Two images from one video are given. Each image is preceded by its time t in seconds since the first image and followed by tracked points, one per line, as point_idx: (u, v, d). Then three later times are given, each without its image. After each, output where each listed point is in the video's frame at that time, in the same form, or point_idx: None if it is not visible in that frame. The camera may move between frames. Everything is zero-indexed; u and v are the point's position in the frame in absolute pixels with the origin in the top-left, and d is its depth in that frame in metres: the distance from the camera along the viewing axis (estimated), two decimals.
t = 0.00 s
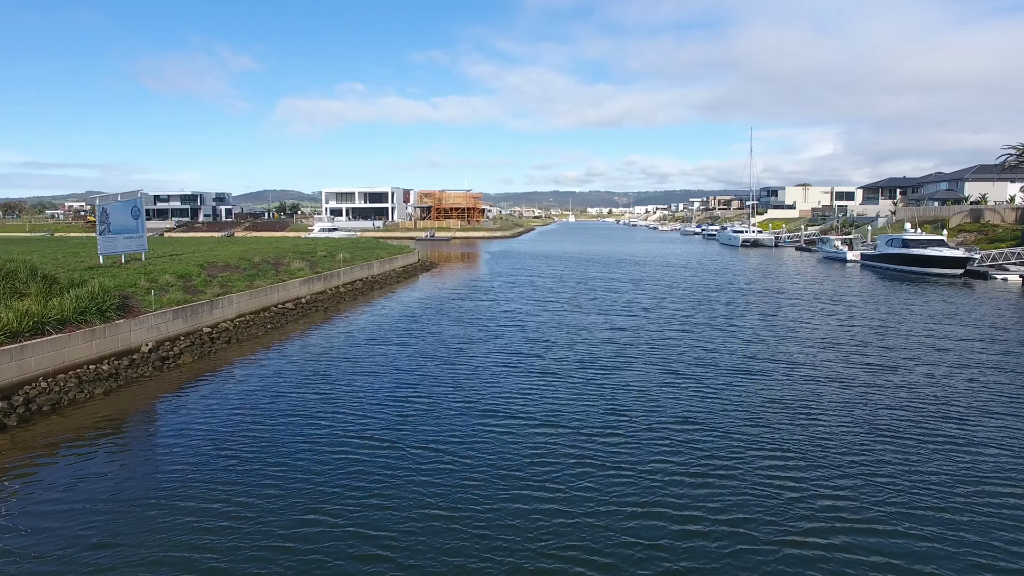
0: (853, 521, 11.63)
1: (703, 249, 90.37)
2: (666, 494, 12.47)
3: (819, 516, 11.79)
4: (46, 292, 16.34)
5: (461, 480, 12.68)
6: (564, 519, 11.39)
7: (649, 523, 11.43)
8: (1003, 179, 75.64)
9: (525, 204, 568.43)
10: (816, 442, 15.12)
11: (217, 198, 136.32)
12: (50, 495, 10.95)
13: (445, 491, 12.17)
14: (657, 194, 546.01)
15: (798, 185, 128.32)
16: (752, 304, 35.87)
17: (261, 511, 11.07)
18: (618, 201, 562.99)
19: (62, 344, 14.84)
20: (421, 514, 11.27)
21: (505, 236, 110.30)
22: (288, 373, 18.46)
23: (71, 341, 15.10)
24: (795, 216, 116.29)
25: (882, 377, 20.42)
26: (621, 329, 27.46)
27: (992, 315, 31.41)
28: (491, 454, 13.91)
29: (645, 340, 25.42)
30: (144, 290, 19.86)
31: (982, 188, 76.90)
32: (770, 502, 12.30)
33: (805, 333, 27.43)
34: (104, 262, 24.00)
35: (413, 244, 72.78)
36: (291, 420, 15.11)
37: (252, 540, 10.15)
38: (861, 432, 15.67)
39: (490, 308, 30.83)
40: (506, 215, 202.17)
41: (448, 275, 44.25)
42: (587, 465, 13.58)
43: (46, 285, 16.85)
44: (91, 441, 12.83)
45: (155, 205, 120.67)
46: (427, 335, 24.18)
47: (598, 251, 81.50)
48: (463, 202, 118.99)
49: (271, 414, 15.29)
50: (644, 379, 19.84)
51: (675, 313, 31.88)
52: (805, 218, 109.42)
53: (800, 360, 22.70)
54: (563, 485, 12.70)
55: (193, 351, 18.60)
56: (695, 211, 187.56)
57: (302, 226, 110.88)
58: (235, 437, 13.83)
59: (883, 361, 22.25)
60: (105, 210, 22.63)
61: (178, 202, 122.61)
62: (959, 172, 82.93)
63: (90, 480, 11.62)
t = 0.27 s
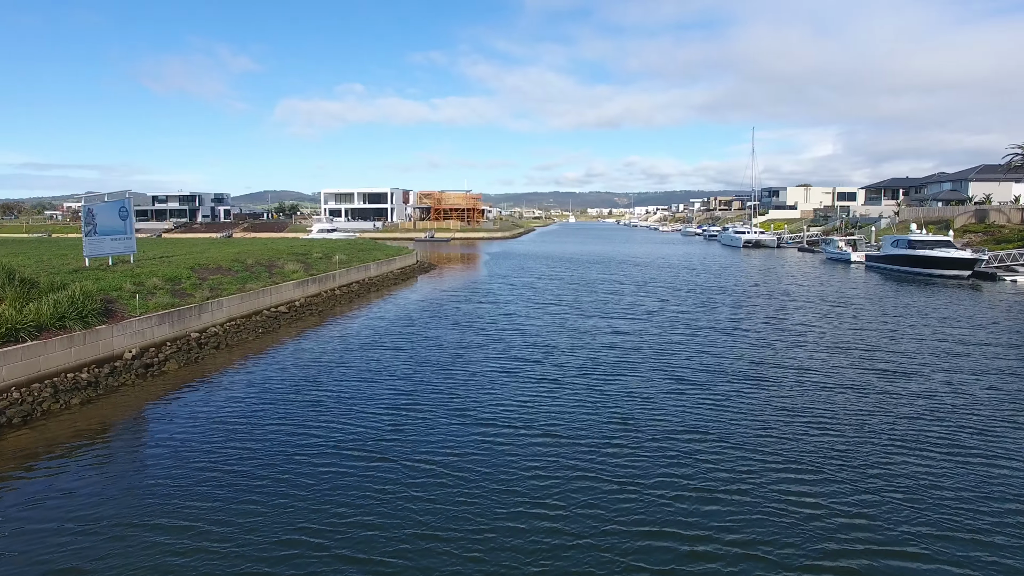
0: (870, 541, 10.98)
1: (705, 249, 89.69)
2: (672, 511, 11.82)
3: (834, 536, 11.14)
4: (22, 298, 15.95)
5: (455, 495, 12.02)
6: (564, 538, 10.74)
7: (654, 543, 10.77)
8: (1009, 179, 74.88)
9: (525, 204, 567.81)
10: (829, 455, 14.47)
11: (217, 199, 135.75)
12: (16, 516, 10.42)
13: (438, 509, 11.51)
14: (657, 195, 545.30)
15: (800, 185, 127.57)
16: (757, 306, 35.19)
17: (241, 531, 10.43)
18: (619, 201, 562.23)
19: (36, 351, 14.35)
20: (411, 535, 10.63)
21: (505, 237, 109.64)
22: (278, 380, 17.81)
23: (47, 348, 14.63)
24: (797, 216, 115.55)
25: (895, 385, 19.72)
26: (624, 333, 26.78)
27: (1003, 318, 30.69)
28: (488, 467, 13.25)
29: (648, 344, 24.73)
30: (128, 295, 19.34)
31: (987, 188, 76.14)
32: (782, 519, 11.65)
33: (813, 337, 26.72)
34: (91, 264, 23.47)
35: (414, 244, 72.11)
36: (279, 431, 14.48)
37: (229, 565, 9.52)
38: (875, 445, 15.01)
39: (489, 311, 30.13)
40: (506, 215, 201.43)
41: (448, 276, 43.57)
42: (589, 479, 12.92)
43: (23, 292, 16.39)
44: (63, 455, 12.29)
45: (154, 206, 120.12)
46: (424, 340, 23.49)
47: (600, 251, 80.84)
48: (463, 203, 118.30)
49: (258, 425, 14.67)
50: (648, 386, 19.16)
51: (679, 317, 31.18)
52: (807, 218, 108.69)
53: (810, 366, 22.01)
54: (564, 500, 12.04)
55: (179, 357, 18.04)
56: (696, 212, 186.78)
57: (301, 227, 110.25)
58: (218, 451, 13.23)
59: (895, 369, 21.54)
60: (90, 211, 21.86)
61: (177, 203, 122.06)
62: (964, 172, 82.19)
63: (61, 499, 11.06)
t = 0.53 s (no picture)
0: (881, 555, 10.57)
1: (706, 250, 89.26)
2: (675, 522, 11.41)
3: (843, 548, 10.74)
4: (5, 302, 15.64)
5: (451, 505, 11.61)
6: (563, 552, 10.34)
7: (657, 557, 10.36)
8: (1012, 179, 74.36)
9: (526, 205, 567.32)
10: (837, 462, 14.04)
11: (217, 199, 135.54)
12: None
13: (433, 520, 11.10)
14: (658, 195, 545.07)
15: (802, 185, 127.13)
16: (760, 308, 34.81)
17: (227, 546, 10.03)
18: (619, 201, 562.00)
19: (18, 356, 13.97)
20: (404, 550, 10.22)
21: (505, 237, 109.24)
22: (271, 384, 17.39)
23: (30, 353, 14.27)
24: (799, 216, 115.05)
25: (902, 389, 19.28)
26: (625, 336, 26.34)
27: (1010, 319, 30.28)
28: (486, 475, 12.83)
29: (650, 347, 24.29)
30: (118, 297, 18.94)
31: (989, 188, 75.78)
32: (789, 530, 11.24)
33: (819, 340, 26.28)
34: (82, 265, 23.10)
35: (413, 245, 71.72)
36: (270, 438, 14.06)
37: None
38: (884, 453, 14.58)
39: (488, 312, 29.70)
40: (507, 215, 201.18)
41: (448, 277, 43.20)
42: (590, 488, 12.50)
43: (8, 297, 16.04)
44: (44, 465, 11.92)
45: (153, 206, 119.97)
46: (422, 342, 23.05)
47: (600, 251, 80.44)
48: (463, 203, 117.89)
49: (248, 432, 14.25)
50: (651, 391, 18.74)
51: (681, 319, 30.73)
52: (809, 218, 108.30)
53: (815, 370, 21.56)
54: (563, 510, 11.62)
55: (169, 361, 17.64)
56: (697, 212, 186.24)
57: (300, 227, 109.86)
58: (206, 460, 12.82)
59: (903, 373, 21.10)
60: (78, 213, 21.26)
61: (177, 203, 122.01)
62: (967, 172, 81.76)
63: (39, 512, 10.67)
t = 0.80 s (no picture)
0: (888, 560, 10.28)
1: (707, 250, 88.98)
2: (676, 527, 11.14)
3: (850, 553, 10.44)
4: None
5: (447, 510, 11.34)
6: (562, 557, 10.06)
7: (659, 562, 10.10)
8: (1015, 179, 74.04)
9: (527, 205, 566.99)
10: (841, 466, 13.77)
11: (217, 199, 135.35)
12: None
13: (428, 525, 10.83)
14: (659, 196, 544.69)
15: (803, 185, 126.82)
16: (762, 310, 34.55)
17: (216, 552, 9.77)
18: (620, 202, 561.62)
19: (8, 359, 13.76)
20: (398, 555, 9.95)
21: (505, 237, 108.98)
22: (266, 386, 17.13)
23: (20, 355, 14.06)
24: (800, 216, 114.71)
25: (907, 391, 18.99)
26: (626, 337, 26.07)
27: (1015, 320, 29.99)
28: (483, 479, 12.57)
29: (651, 349, 24.02)
30: (111, 299, 18.73)
31: (992, 188, 75.46)
32: (793, 535, 10.96)
33: (821, 342, 26.00)
34: (77, 265, 22.89)
35: (413, 245, 71.48)
36: (264, 440, 13.81)
37: None
38: (891, 456, 14.30)
39: (488, 313, 29.43)
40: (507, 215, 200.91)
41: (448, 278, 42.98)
42: (589, 492, 12.23)
43: None
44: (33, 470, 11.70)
45: (153, 206, 119.78)
46: (420, 343, 22.80)
47: (600, 252, 80.14)
48: (464, 203, 117.66)
49: (242, 435, 14.00)
50: (651, 393, 18.47)
51: (682, 320, 30.45)
52: (810, 219, 107.98)
53: (818, 372, 21.28)
54: (561, 515, 11.35)
55: (162, 364, 17.40)
56: (698, 212, 185.91)
57: (301, 228, 109.66)
58: (198, 463, 12.57)
59: (908, 375, 20.82)
60: (71, 214, 21.02)
61: (177, 203, 121.85)
62: (969, 172, 81.45)
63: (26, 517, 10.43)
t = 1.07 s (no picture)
0: (892, 568, 10.07)
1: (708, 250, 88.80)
2: (675, 531, 10.95)
3: (852, 560, 10.24)
4: None
5: (443, 513, 11.16)
6: (558, 564, 9.86)
7: (659, 566, 9.96)
8: (1017, 179, 73.86)
9: (527, 205, 566.95)
10: (843, 469, 13.57)
11: (217, 199, 135.24)
12: None
13: (423, 529, 10.64)
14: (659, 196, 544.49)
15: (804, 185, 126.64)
16: (762, 310, 34.42)
17: (207, 557, 9.59)
18: (620, 202, 561.41)
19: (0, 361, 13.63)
20: (392, 561, 9.74)
21: (505, 237, 108.85)
22: (262, 387, 16.95)
23: (13, 357, 13.93)
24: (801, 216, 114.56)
25: (909, 393, 18.80)
26: (626, 338, 25.88)
27: (1017, 321, 29.85)
28: (479, 482, 12.38)
29: (651, 350, 23.84)
30: (107, 300, 18.60)
31: (993, 189, 75.30)
32: (794, 540, 10.78)
33: (822, 342, 25.81)
34: (73, 266, 22.75)
35: (412, 246, 71.33)
36: (261, 441, 13.67)
37: None
38: (893, 458, 14.16)
39: (487, 314, 29.26)
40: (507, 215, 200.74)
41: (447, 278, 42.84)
42: (587, 496, 12.04)
43: None
44: (25, 472, 11.56)
45: (153, 206, 119.69)
46: (418, 344, 22.62)
47: (600, 252, 80.00)
48: (464, 203, 117.52)
49: (238, 436, 13.86)
50: (651, 394, 18.27)
51: (682, 320, 30.27)
52: (810, 219, 107.78)
53: (820, 373, 21.09)
54: (558, 519, 11.16)
55: (158, 366, 17.26)
56: (699, 212, 185.70)
57: (301, 228, 109.50)
58: (190, 465, 12.39)
59: (909, 376, 20.67)
60: (66, 215, 20.89)
61: (177, 203, 121.74)
62: (970, 172, 81.29)
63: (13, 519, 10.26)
